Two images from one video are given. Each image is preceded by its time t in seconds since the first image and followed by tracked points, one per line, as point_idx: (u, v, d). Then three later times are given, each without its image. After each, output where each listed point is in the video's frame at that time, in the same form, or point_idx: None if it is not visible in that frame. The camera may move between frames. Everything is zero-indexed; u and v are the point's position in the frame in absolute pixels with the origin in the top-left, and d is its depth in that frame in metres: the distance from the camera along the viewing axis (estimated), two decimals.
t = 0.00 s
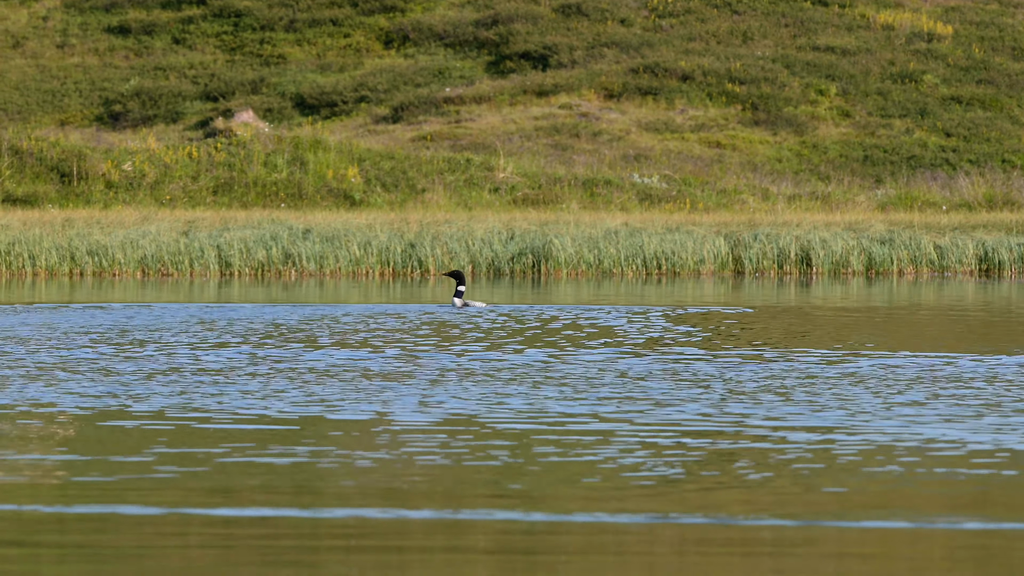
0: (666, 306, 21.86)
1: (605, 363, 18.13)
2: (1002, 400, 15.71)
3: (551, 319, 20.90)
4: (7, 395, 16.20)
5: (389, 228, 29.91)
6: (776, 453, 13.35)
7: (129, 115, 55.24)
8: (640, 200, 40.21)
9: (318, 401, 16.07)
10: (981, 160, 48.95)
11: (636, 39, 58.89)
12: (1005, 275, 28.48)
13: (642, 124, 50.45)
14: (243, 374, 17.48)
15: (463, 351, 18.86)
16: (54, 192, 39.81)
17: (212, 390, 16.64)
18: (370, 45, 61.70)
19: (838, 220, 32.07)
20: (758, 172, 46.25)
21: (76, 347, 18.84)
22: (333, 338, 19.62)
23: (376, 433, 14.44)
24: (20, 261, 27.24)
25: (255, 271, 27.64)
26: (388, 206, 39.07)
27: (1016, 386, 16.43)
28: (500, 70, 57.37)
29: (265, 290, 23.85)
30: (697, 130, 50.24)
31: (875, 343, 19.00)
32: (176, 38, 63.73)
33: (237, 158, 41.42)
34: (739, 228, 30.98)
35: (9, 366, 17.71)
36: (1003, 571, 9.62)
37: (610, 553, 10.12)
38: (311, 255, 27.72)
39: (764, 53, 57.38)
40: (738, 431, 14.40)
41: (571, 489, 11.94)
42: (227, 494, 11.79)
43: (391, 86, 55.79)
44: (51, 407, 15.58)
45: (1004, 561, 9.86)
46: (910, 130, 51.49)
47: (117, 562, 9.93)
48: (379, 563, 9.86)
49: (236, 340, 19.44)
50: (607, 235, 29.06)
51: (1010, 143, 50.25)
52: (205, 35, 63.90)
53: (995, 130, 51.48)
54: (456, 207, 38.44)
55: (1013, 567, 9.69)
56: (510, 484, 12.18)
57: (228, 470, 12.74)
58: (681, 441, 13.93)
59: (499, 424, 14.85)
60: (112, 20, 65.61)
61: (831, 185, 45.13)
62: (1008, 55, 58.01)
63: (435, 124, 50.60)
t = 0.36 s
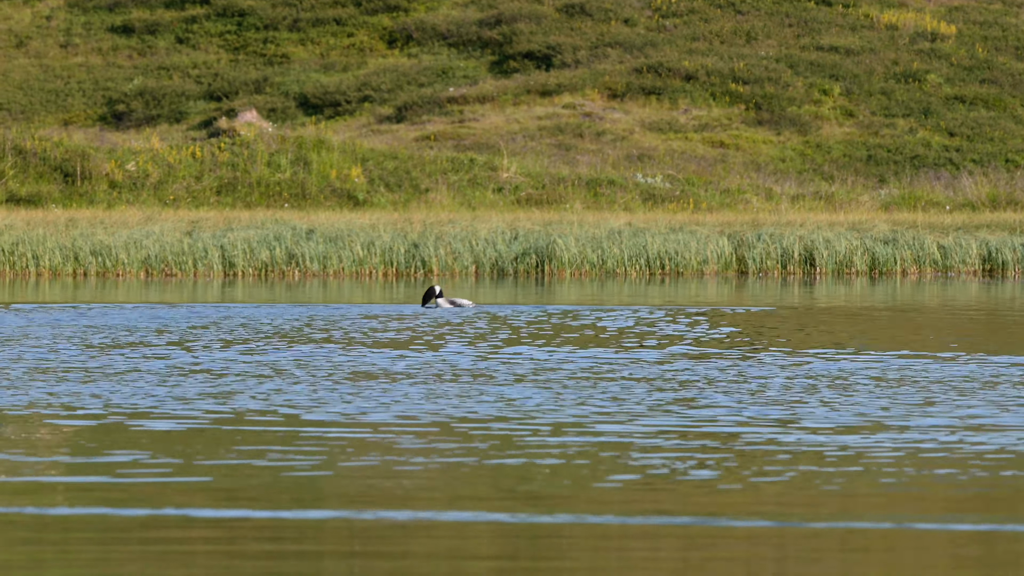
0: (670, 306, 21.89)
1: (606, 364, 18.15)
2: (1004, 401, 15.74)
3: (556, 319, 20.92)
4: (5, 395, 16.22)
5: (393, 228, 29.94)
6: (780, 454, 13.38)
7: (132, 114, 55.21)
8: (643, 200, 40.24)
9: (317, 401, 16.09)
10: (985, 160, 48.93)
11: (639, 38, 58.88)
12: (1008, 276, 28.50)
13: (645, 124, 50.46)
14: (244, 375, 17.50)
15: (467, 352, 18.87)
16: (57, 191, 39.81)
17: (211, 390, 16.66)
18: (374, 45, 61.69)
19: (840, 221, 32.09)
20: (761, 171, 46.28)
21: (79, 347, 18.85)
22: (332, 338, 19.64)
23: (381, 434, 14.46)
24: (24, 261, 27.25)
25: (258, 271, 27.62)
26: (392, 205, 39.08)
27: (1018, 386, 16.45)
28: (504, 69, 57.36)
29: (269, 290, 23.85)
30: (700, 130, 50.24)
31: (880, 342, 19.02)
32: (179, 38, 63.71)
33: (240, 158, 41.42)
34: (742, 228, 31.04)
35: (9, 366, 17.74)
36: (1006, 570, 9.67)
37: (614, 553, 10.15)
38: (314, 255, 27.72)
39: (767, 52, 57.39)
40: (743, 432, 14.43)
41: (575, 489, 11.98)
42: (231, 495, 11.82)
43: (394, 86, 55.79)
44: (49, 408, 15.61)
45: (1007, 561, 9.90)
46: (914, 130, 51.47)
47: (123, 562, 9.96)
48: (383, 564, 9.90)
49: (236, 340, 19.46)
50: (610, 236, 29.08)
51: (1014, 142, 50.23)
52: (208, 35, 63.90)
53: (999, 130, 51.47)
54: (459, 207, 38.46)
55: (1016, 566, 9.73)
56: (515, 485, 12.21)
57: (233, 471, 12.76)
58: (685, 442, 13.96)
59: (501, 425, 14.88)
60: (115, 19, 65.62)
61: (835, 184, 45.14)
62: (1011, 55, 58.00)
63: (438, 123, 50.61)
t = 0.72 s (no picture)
0: (674, 306, 21.90)
1: (607, 364, 18.12)
2: (1008, 400, 15.72)
3: (559, 319, 20.91)
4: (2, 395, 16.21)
5: (396, 227, 29.95)
6: (782, 454, 13.36)
7: (135, 114, 55.24)
8: (646, 200, 40.24)
9: (315, 402, 16.08)
10: (988, 160, 48.93)
11: (642, 38, 58.91)
12: (1012, 275, 28.49)
13: (648, 124, 50.46)
14: (248, 375, 17.49)
15: (470, 352, 18.86)
16: (61, 191, 39.83)
17: (208, 390, 16.65)
18: (377, 45, 61.71)
19: (842, 221, 32.09)
20: (764, 171, 46.29)
21: (82, 347, 18.85)
22: (331, 338, 19.63)
23: (384, 433, 14.44)
24: (27, 261, 27.26)
25: (262, 271, 27.63)
26: (394, 205, 39.11)
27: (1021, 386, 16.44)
28: (507, 69, 57.37)
29: (273, 290, 23.85)
30: (703, 130, 50.23)
31: (897, 343, 18.99)
32: (182, 38, 63.78)
33: (244, 158, 41.43)
34: (744, 227, 31.06)
35: (6, 366, 17.73)
36: (1008, 570, 9.65)
37: (616, 555, 10.11)
38: (317, 255, 27.73)
39: (770, 53, 57.42)
40: (746, 432, 14.41)
41: (577, 490, 11.97)
42: (233, 495, 11.80)
43: (398, 86, 55.81)
44: (45, 408, 15.59)
45: (1010, 561, 9.90)
46: (917, 130, 51.46)
47: (124, 563, 9.92)
48: (385, 564, 9.89)
49: (235, 340, 19.46)
50: (613, 235, 29.08)
51: (1017, 143, 50.21)
52: (211, 35, 63.98)
53: (1002, 130, 51.45)
54: (462, 207, 38.48)
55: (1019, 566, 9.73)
56: (518, 485, 12.19)
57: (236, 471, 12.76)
58: (688, 442, 13.95)
59: (502, 424, 14.87)
60: (118, 19, 65.71)
61: (838, 184, 45.13)
62: (1014, 55, 58.01)
63: (441, 124, 50.63)
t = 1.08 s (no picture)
0: (682, 305, 21.92)
1: (614, 364, 18.10)
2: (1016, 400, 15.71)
3: (567, 319, 20.93)
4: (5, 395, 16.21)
5: (405, 227, 29.98)
6: (790, 453, 13.36)
7: (144, 115, 55.29)
8: (655, 201, 40.24)
9: (320, 401, 16.07)
10: (998, 160, 48.89)
11: (651, 39, 58.89)
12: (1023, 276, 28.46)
13: (657, 124, 50.46)
14: (257, 374, 17.50)
15: (479, 351, 18.87)
16: (70, 191, 39.86)
17: (213, 390, 16.64)
18: (386, 46, 61.71)
19: (850, 221, 32.07)
20: (773, 172, 46.31)
21: (91, 347, 18.87)
22: (336, 338, 19.62)
23: (393, 432, 14.45)
24: (35, 261, 27.28)
25: (270, 271, 27.65)
26: (403, 205, 39.13)
27: None
28: (516, 69, 57.38)
29: (281, 289, 23.87)
30: (712, 130, 50.22)
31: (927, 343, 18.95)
32: (191, 39, 63.82)
33: (252, 158, 41.47)
34: (753, 228, 31.10)
35: (9, 366, 17.72)
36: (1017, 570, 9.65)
37: (624, 556, 10.08)
38: (326, 255, 27.76)
39: (779, 53, 57.43)
40: (755, 431, 14.41)
41: (585, 488, 11.98)
42: (240, 495, 11.77)
43: (407, 87, 55.81)
44: (55, 407, 15.60)
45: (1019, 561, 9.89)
46: (926, 131, 51.42)
47: (133, 563, 9.93)
48: (392, 564, 9.89)
49: (239, 340, 19.46)
50: (621, 235, 29.09)
51: None
52: (221, 36, 64.03)
53: (1012, 131, 51.38)
54: (470, 207, 38.50)
55: None
56: (527, 484, 12.19)
57: (245, 470, 12.76)
58: (697, 442, 13.94)
59: (510, 424, 14.85)
60: (128, 20, 65.79)
61: (847, 185, 45.12)
62: None
63: (451, 124, 50.65)
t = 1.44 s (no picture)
0: (704, 305, 21.92)
1: (633, 364, 18.09)
2: None
3: (588, 318, 20.90)
4: (23, 393, 16.22)
5: (428, 226, 29.98)
6: (815, 454, 13.32)
7: (167, 113, 55.34)
8: (678, 200, 40.26)
9: (340, 401, 16.06)
10: (1021, 160, 48.93)
11: (674, 38, 58.87)
12: None
13: (680, 123, 50.50)
14: (279, 374, 17.47)
15: (500, 351, 18.83)
16: (92, 190, 39.90)
17: (232, 390, 16.64)
18: (408, 45, 61.71)
19: (877, 220, 32.09)
20: (796, 171, 46.35)
21: (112, 347, 18.86)
22: (354, 337, 19.61)
23: (418, 432, 14.42)
24: (59, 260, 27.31)
25: (293, 270, 27.69)
26: (426, 204, 39.16)
27: None
28: (538, 68, 57.41)
29: (304, 288, 23.85)
30: (735, 129, 50.23)
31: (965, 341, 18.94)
32: (214, 37, 63.86)
33: (275, 157, 41.51)
34: (777, 227, 31.13)
35: (31, 365, 17.71)
36: None
37: (647, 557, 10.06)
38: (349, 254, 27.78)
39: (802, 52, 57.44)
40: (779, 432, 14.37)
41: (610, 490, 11.95)
42: (261, 495, 11.77)
43: (429, 86, 55.83)
44: (79, 407, 15.59)
45: None
46: (949, 130, 51.41)
47: (158, 562, 9.91)
48: (418, 564, 9.87)
49: (257, 339, 19.45)
50: (646, 234, 29.10)
51: None
52: (243, 34, 64.06)
53: None
54: (495, 206, 38.55)
55: None
56: (552, 485, 12.16)
57: (270, 470, 12.74)
58: (721, 442, 13.91)
59: (530, 424, 14.83)
60: (150, 19, 65.82)
61: (870, 184, 45.13)
62: None
63: (473, 123, 50.69)
